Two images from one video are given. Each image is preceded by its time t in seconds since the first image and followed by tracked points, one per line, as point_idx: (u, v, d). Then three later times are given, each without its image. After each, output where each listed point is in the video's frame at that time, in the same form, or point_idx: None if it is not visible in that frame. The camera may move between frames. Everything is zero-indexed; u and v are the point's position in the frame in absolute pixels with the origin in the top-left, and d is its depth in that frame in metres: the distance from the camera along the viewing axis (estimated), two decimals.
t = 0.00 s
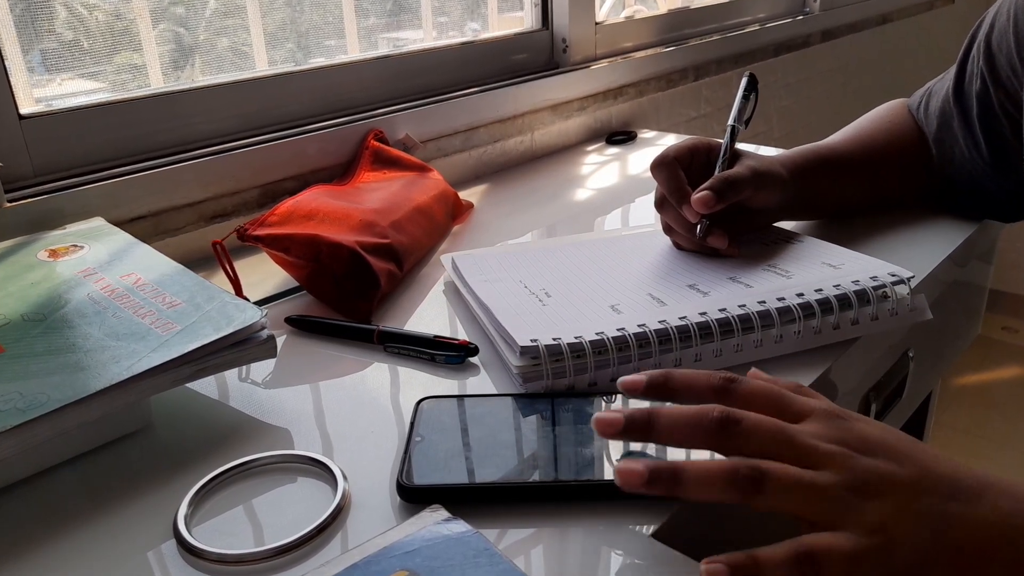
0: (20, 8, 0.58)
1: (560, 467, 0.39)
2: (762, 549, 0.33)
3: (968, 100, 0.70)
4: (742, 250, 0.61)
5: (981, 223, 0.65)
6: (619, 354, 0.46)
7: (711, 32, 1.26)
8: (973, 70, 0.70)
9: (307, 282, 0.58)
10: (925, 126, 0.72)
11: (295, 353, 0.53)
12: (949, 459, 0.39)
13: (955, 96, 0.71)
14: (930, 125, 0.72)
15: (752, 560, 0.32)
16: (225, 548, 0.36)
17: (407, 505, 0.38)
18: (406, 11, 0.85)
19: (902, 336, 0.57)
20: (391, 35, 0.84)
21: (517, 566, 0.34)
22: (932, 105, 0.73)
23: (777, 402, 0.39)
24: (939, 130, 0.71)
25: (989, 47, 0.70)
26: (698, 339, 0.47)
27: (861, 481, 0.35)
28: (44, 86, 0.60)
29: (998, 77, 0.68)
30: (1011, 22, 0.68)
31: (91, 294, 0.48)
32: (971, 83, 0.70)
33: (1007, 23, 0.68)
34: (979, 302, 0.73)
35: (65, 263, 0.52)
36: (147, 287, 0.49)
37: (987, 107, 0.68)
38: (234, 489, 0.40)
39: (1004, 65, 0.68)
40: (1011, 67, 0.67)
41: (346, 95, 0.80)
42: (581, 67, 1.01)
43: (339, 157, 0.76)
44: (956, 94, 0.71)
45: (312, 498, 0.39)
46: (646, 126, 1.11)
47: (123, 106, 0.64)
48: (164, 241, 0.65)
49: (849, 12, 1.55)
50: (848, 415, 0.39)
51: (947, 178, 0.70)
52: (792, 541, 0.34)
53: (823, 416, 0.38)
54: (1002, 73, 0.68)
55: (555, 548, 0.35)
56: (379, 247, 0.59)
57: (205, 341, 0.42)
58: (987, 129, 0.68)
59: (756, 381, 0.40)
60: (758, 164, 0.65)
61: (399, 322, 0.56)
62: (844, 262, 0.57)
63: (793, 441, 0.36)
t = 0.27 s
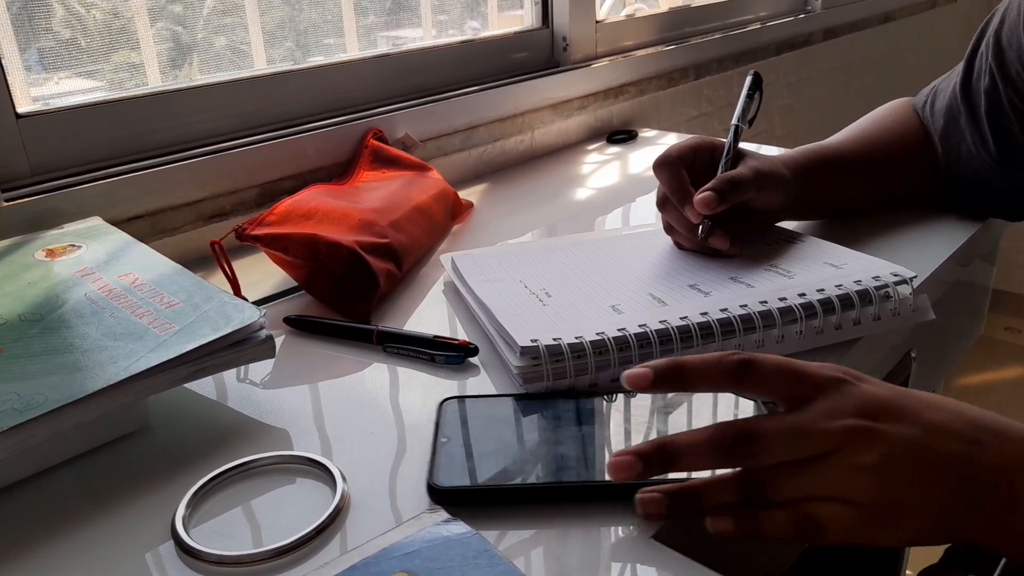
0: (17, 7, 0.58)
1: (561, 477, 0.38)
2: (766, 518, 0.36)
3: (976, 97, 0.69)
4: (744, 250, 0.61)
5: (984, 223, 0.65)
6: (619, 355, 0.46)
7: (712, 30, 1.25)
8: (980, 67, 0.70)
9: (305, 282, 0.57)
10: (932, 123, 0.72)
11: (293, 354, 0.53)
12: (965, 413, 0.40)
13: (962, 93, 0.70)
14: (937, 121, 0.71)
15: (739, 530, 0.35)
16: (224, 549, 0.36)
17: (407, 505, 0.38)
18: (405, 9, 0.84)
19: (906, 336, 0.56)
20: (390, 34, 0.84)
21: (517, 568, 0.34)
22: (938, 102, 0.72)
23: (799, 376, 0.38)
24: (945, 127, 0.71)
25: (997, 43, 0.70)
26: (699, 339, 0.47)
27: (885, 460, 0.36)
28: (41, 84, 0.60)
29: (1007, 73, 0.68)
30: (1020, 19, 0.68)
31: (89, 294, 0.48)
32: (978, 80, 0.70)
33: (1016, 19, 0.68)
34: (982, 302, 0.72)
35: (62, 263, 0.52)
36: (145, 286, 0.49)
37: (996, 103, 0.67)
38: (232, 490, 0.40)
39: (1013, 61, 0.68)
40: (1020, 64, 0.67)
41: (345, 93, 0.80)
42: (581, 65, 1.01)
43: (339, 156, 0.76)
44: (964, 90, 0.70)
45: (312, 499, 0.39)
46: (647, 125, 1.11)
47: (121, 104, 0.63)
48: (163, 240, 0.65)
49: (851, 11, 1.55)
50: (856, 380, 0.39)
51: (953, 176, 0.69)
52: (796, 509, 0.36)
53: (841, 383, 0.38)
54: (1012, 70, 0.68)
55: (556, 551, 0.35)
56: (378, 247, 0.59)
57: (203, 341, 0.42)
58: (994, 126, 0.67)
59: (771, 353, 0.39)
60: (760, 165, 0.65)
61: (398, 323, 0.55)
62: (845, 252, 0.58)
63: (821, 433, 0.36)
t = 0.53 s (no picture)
0: (14, 5, 0.57)
1: (561, 484, 0.37)
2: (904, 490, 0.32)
3: (972, 98, 0.69)
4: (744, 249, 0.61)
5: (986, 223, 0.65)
6: (620, 355, 0.46)
7: (713, 29, 1.25)
8: (977, 67, 0.70)
9: (305, 282, 0.57)
10: (928, 123, 0.71)
11: (292, 355, 0.53)
12: None
13: (959, 94, 0.70)
14: (934, 121, 0.71)
15: (910, 506, 0.31)
16: (222, 550, 0.35)
17: (406, 506, 0.38)
18: (404, 7, 0.84)
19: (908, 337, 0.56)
20: (389, 32, 0.83)
21: (517, 570, 0.33)
22: (935, 103, 0.72)
23: (852, 364, 0.40)
24: (942, 128, 0.70)
25: (993, 44, 0.69)
26: (700, 340, 0.47)
27: (968, 419, 0.37)
28: (38, 83, 0.60)
29: (1004, 74, 0.67)
30: (1016, 19, 0.67)
31: (86, 294, 0.48)
32: (975, 80, 0.69)
33: (1012, 20, 0.68)
34: (984, 302, 0.72)
35: (60, 263, 0.51)
36: (142, 286, 0.49)
37: (992, 105, 0.67)
38: (230, 491, 0.40)
39: (1009, 62, 0.67)
40: (1016, 65, 0.66)
41: (344, 92, 0.80)
42: (581, 64, 1.01)
43: (338, 155, 0.75)
44: (961, 91, 0.70)
45: (310, 500, 0.39)
46: (647, 124, 1.11)
47: (118, 103, 0.63)
48: (160, 240, 0.64)
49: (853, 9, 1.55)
50: (918, 359, 0.41)
51: (949, 178, 0.69)
52: (930, 482, 0.33)
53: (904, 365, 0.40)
54: (1009, 70, 0.67)
55: (556, 553, 0.35)
56: (378, 247, 0.59)
57: (201, 342, 0.42)
58: (990, 128, 0.67)
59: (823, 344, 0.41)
60: (762, 164, 0.65)
61: (397, 323, 0.55)
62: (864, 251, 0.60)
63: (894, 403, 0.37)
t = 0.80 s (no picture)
0: (11, 4, 0.57)
1: (561, 485, 0.37)
2: (913, 516, 0.33)
3: (975, 95, 0.68)
4: (745, 249, 0.60)
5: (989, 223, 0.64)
6: (620, 355, 0.45)
7: (714, 28, 1.25)
8: (982, 65, 0.69)
9: (303, 282, 0.57)
10: (932, 121, 0.71)
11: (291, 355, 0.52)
12: None
13: (962, 92, 0.69)
14: (936, 120, 0.70)
15: (921, 535, 0.32)
16: (220, 552, 0.35)
17: (405, 507, 0.37)
18: (404, 6, 0.84)
19: (911, 337, 0.56)
20: (389, 31, 0.83)
21: (517, 571, 0.33)
22: (939, 100, 0.71)
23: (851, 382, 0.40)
24: (945, 126, 0.70)
25: (997, 42, 0.68)
26: (701, 340, 0.47)
27: (972, 433, 0.37)
28: (36, 82, 0.60)
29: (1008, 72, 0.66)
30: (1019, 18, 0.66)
31: (84, 294, 0.47)
32: (979, 78, 0.69)
33: (1015, 18, 0.67)
34: (987, 302, 0.72)
35: (58, 263, 0.51)
36: (141, 286, 0.48)
37: (995, 103, 0.66)
38: (229, 492, 0.40)
39: (1013, 60, 0.66)
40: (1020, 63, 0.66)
41: (343, 91, 0.79)
42: (582, 63, 1.00)
43: (337, 155, 0.75)
44: (964, 89, 0.69)
45: (309, 502, 0.38)
46: (648, 123, 1.10)
47: (116, 101, 0.63)
48: (159, 239, 0.64)
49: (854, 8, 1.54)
50: (917, 374, 0.41)
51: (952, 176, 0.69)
52: (938, 503, 0.34)
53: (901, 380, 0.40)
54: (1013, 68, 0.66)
55: (557, 555, 0.34)
56: (377, 246, 0.59)
57: (200, 342, 0.42)
58: (994, 126, 0.66)
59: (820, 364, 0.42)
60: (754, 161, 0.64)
61: (397, 323, 0.55)
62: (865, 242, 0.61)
63: (897, 415, 0.37)
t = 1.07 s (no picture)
0: (8, 2, 0.57)
1: (562, 486, 0.36)
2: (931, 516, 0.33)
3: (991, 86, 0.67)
4: (745, 248, 0.60)
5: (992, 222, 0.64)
6: (621, 355, 0.45)
7: (715, 26, 1.24)
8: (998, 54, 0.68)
9: (302, 282, 0.56)
10: (946, 114, 0.70)
11: (290, 356, 0.52)
12: None
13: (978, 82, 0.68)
14: (951, 112, 0.70)
15: (942, 535, 0.32)
16: (219, 553, 0.35)
17: (405, 509, 0.37)
18: (403, 5, 0.84)
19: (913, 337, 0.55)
20: (388, 29, 0.83)
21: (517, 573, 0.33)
22: (953, 92, 0.70)
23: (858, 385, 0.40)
24: (960, 118, 0.69)
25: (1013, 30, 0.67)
26: (703, 341, 0.46)
27: (983, 430, 0.37)
28: (33, 81, 0.60)
29: None
30: None
31: (82, 294, 0.47)
32: (995, 68, 0.68)
33: None
34: (990, 302, 0.72)
35: (55, 262, 0.51)
36: (138, 286, 0.48)
37: (1014, 93, 0.65)
38: (227, 493, 0.39)
39: None
40: None
41: (342, 90, 0.79)
42: (583, 61, 1.00)
43: (336, 154, 0.75)
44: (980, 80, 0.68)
45: (308, 503, 0.38)
46: (649, 123, 1.10)
47: (114, 100, 0.63)
48: (157, 239, 0.64)
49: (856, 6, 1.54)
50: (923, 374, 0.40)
51: (968, 170, 0.68)
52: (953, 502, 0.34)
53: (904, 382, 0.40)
54: None
55: (558, 557, 0.34)
56: (376, 246, 0.58)
57: (198, 342, 0.41)
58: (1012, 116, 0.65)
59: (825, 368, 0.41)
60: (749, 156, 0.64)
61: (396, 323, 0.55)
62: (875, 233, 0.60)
63: (908, 416, 0.37)
